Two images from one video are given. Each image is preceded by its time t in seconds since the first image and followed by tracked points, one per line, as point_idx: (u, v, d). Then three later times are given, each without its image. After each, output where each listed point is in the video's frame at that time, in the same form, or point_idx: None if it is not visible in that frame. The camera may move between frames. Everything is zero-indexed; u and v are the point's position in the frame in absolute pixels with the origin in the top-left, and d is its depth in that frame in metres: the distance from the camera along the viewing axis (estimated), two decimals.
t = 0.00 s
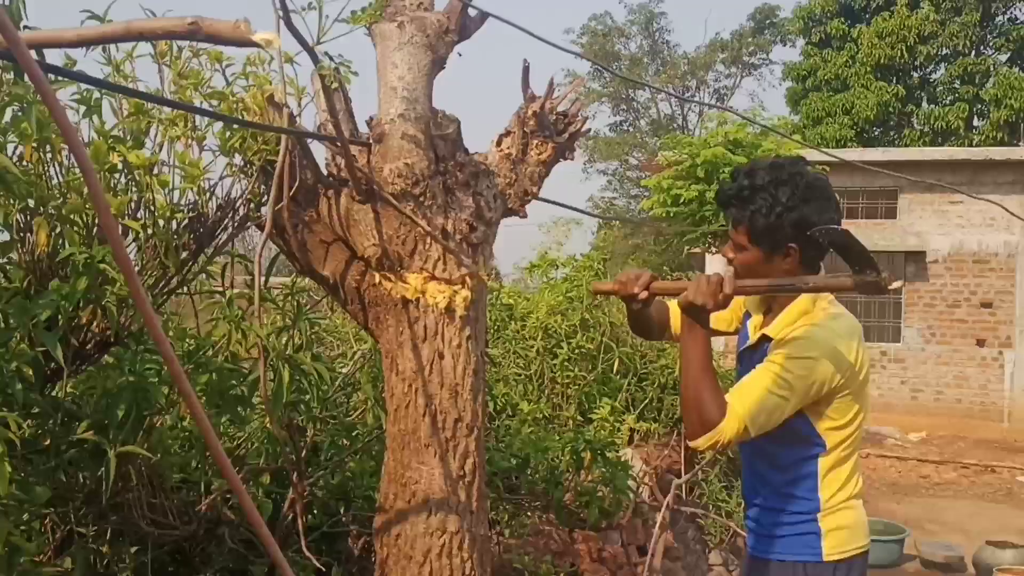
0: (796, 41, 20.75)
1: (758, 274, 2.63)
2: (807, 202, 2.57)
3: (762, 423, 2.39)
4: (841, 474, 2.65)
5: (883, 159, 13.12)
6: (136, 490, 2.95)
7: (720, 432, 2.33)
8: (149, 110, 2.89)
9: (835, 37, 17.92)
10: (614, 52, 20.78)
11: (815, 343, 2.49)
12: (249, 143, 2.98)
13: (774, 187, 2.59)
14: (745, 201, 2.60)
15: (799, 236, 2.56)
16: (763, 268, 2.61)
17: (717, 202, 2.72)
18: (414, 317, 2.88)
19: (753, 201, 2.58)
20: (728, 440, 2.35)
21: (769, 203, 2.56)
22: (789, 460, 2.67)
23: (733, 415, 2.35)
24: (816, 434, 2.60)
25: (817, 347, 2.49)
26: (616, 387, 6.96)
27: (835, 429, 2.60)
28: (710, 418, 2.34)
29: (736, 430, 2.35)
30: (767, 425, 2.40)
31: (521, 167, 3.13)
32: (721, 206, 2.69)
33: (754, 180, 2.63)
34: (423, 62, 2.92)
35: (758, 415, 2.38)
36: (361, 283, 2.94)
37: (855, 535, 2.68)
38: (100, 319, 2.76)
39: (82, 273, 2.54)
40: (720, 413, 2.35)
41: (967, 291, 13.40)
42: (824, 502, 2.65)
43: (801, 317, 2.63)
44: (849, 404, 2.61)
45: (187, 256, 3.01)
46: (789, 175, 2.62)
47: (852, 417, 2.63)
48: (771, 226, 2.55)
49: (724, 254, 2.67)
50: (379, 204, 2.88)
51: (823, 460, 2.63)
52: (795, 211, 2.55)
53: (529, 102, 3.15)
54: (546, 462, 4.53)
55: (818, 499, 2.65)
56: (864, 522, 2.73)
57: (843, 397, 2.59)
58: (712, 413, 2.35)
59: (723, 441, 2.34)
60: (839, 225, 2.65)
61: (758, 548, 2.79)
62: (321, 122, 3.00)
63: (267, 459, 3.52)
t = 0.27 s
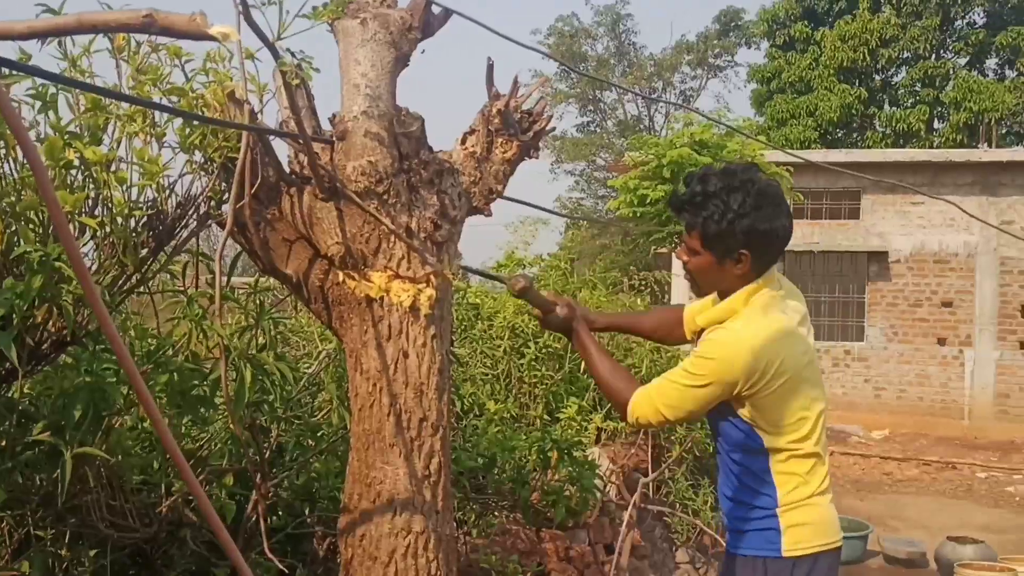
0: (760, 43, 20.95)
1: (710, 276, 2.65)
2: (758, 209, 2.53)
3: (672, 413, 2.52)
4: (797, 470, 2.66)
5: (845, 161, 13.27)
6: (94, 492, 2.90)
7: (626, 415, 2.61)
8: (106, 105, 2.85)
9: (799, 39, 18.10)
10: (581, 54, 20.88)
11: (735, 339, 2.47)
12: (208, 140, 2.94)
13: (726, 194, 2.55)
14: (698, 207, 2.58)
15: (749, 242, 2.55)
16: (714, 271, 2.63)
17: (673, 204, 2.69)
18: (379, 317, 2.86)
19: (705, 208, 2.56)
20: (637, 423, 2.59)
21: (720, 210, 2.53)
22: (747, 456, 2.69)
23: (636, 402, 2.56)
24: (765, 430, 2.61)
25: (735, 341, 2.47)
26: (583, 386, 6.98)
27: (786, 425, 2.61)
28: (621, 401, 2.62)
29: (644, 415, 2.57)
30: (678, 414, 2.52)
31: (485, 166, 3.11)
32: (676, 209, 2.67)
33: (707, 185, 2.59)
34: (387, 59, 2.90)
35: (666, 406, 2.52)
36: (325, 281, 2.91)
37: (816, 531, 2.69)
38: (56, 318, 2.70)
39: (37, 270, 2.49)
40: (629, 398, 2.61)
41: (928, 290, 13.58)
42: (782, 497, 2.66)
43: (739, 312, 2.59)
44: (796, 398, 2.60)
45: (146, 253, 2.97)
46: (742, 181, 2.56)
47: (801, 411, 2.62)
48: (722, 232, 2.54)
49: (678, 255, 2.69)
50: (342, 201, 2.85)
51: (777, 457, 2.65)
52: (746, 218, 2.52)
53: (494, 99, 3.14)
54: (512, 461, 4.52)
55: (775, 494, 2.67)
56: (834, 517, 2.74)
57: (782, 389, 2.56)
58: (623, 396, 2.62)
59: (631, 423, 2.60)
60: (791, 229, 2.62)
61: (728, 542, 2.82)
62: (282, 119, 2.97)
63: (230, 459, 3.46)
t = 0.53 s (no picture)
0: (741, 42, 21.03)
1: (718, 268, 2.70)
2: (777, 208, 2.58)
3: (669, 403, 2.51)
4: (782, 469, 2.66)
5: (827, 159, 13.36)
6: (79, 487, 2.88)
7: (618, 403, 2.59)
8: (89, 96, 2.81)
9: (780, 38, 18.19)
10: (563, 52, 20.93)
11: (738, 334, 2.49)
12: (194, 132, 2.91)
13: (745, 190, 2.57)
14: (715, 200, 2.60)
15: (763, 239, 2.60)
16: (723, 265, 2.68)
17: (686, 192, 2.71)
18: (367, 311, 2.83)
19: (722, 202, 2.58)
20: (629, 412, 2.57)
21: (738, 206, 2.56)
22: (734, 450, 2.68)
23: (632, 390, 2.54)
24: (756, 424, 2.61)
25: (737, 335, 2.48)
26: (568, 383, 6.93)
27: (776, 424, 2.61)
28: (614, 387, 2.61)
29: (639, 405, 2.55)
30: (675, 405, 2.51)
31: (475, 159, 3.09)
32: (690, 198, 2.69)
33: (725, 179, 2.61)
34: (375, 51, 2.87)
35: (663, 395, 2.51)
36: (312, 275, 2.88)
37: (796, 530, 2.69)
38: (40, 310, 2.67)
39: (20, 262, 2.44)
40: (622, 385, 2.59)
41: (909, 289, 13.67)
42: (764, 495, 2.66)
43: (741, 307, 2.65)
44: (790, 397, 2.61)
45: (130, 246, 2.93)
46: (763, 177, 2.60)
47: (793, 410, 2.62)
48: (738, 228, 2.58)
49: (686, 245, 2.72)
50: (330, 194, 2.83)
51: (763, 454, 2.65)
52: (764, 216, 2.56)
53: (483, 93, 3.12)
54: (499, 457, 4.51)
55: (758, 491, 2.67)
56: (814, 517, 2.74)
57: (777, 387, 2.57)
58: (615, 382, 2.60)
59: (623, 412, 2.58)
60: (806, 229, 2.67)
61: (709, 537, 2.82)
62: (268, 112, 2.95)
63: (215, 455, 3.44)
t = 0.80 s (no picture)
0: (738, 25, 20.94)
1: (728, 239, 2.60)
2: (790, 171, 2.49)
3: (688, 385, 2.42)
4: (804, 447, 2.57)
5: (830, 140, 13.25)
6: (88, 470, 2.79)
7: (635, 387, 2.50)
8: (95, 65, 2.72)
9: (779, 20, 17.90)
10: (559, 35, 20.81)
11: (758, 308, 2.39)
12: (203, 102, 2.82)
13: (757, 154, 2.48)
14: (726, 166, 2.51)
15: (777, 205, 2.51)
16: (734, 234, 2.58)
17: (696, 160, 2.62)
18: (382, 287, 2.74)
19: (734, 167, 2.49)
20: (646, 397, 2.48)
21: (750, 170, 2.47)
22: (752, 431, 2.59)
23: (648, 374, 2.45)
24: (776, 401, 2.52)
25: (756, 311, 2.38)
26: (573, 366, 6.86)
27: (795, 401, 2.53)
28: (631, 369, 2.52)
29: (656, 389, 2.45)
30: (693, 385, 2.42)
31: (490, 131, 3.00)
32: (700, 165, 2.60)
33: (736, 144, 2.51)
34: (388, 17, 2.76)
35: (682, 377, 2.41)
36: (324, 251, 2.79)
37: (819, 511, 2.61)
38: (48, 285, 2.58)
39: (28, 234, 2.37)
40: (639, 366, 2.50)
41: (909, 272, 13.59)
42: (785, 476, 2.58)
43: (757, 277, 2.55)
44: (810, 372, 2.52)
45: (140, 220, 2.84)
46: (776, 141, 2.50)
47: (813, 385, 2.54)
48: (750, 193, 2.48)
49: (696, 216, 2.63)
50: (343, 166, 2.74)
51: (782, 433, 2.56)
52: (778, 180, 2.47)
53: (499, 62, 3.01)
54: (510, 440, 4.40)
55: (779, 472, 2.58)
56: (836, 497, 2.66)
57: (797, 362, 2.48)
58: (632, 364, 2.52)
59: (640, 397, 2.49)
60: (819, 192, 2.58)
61: (728, 521, 2.73)
62: (280, 82, 2.88)
63: (223, 437, 3.36)
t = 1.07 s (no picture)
0: (739, 24, 20.85)
1: (755, 238, 2.44)
2: (817, 157, 2.35)
3: (723, 393, 2.26)
4: (841, 465, 2.43)
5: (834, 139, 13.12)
6: (70, 488, 2.67)
7: (658, 398, 2.32)
8: (90, 57, 2.57)
9: (781, 19, 17.67)
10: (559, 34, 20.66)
11: (798, 311, 2.28)
12: (204, 96, 2.67)
13: (781, 141, 2.35)
14: (748, 156, 2.38)
15: (803, 195, 2.36)
16: (762, 230, 2.43)
17: (716, 154, 2.49)
18: (385, 291, 2.60)
19: (756, 157, 2.36)
20: (673, 407, 2.30)
21: (775, 159, 2.34)
22: (782, 445, 2.45)
23: (677, 382, 2.28)
24: (813, 412, 2.38)
25: (796, 313, 2.27)
26: (572, 369, 6.70)
27: (833, 414, 2.39)
28: (652, 378, 2.34)
29: (685, 399, 2.29)
30: (729, 391, 2.26)
31: (504, 127, 2.85)
32: (721, 160, 2.47)
33: (758, 133, 2.39)
34: (400, 5, 2.61)
35: (716, 384, 2.26)
36: (325, 252, 2.65)
37: (854, 534, 2.47)
38: (33, 292, 2.43)
39: (10, 237, 2.24)
40: (663, 375, 2.33)
41: (909, 273, 13.42)
42: (820, 496, 2.44)
43: (794, 280, 2.41)
44: (848, 383, 2.39)
45: (133, 221, 2.70)
46: (799, 126, 2.38)
47: (851, 396, 2.40)
48: (775, 184, 2.34)
49: (722, 217, 2.47)
50: (349, 163, 2.60)
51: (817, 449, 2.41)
52: (804, 167, 2.33)
53: (515, 54, 2.87)
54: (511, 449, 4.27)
55: (814, 491, 2.44)
56: (870, 520, 2.52)
57: (835, 371, 2.36)
58: (654, 373, 2.34)
59: (665, 408, 2.31)
60: (851, 183, 2.43)
61: (752, 543, 2.59)
62: (284, 77, 2.76)
63: (215, 448, 3.27)
